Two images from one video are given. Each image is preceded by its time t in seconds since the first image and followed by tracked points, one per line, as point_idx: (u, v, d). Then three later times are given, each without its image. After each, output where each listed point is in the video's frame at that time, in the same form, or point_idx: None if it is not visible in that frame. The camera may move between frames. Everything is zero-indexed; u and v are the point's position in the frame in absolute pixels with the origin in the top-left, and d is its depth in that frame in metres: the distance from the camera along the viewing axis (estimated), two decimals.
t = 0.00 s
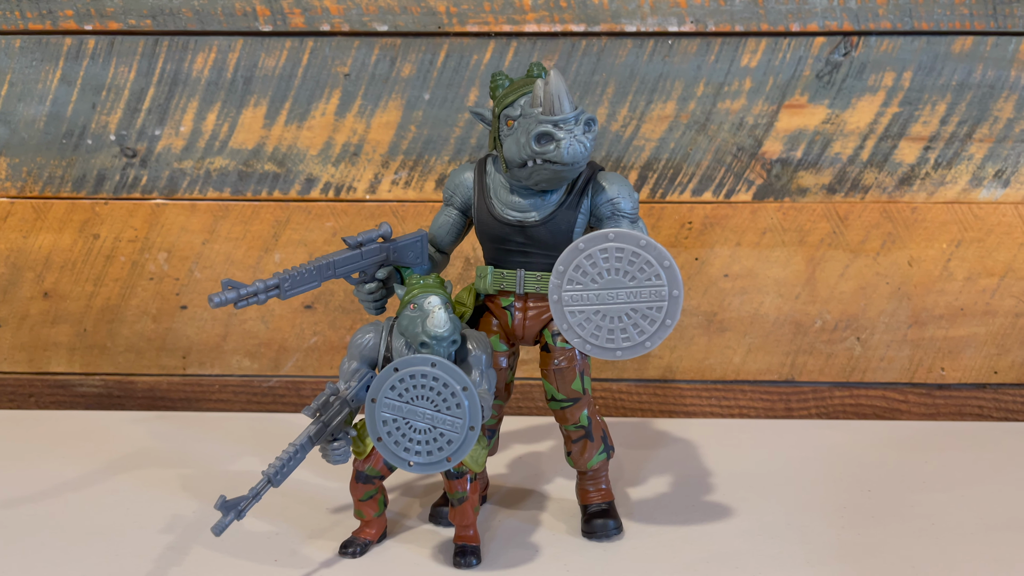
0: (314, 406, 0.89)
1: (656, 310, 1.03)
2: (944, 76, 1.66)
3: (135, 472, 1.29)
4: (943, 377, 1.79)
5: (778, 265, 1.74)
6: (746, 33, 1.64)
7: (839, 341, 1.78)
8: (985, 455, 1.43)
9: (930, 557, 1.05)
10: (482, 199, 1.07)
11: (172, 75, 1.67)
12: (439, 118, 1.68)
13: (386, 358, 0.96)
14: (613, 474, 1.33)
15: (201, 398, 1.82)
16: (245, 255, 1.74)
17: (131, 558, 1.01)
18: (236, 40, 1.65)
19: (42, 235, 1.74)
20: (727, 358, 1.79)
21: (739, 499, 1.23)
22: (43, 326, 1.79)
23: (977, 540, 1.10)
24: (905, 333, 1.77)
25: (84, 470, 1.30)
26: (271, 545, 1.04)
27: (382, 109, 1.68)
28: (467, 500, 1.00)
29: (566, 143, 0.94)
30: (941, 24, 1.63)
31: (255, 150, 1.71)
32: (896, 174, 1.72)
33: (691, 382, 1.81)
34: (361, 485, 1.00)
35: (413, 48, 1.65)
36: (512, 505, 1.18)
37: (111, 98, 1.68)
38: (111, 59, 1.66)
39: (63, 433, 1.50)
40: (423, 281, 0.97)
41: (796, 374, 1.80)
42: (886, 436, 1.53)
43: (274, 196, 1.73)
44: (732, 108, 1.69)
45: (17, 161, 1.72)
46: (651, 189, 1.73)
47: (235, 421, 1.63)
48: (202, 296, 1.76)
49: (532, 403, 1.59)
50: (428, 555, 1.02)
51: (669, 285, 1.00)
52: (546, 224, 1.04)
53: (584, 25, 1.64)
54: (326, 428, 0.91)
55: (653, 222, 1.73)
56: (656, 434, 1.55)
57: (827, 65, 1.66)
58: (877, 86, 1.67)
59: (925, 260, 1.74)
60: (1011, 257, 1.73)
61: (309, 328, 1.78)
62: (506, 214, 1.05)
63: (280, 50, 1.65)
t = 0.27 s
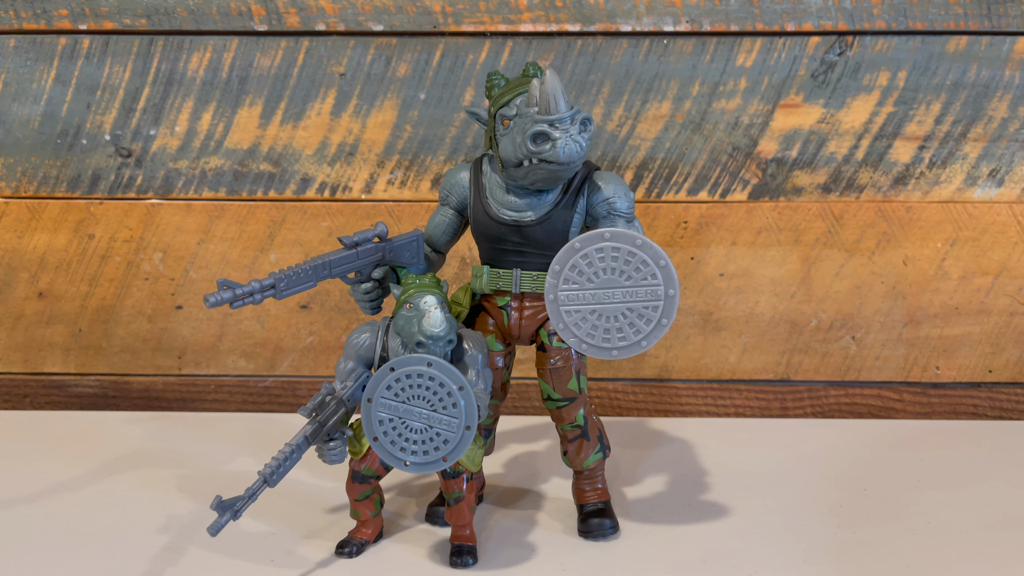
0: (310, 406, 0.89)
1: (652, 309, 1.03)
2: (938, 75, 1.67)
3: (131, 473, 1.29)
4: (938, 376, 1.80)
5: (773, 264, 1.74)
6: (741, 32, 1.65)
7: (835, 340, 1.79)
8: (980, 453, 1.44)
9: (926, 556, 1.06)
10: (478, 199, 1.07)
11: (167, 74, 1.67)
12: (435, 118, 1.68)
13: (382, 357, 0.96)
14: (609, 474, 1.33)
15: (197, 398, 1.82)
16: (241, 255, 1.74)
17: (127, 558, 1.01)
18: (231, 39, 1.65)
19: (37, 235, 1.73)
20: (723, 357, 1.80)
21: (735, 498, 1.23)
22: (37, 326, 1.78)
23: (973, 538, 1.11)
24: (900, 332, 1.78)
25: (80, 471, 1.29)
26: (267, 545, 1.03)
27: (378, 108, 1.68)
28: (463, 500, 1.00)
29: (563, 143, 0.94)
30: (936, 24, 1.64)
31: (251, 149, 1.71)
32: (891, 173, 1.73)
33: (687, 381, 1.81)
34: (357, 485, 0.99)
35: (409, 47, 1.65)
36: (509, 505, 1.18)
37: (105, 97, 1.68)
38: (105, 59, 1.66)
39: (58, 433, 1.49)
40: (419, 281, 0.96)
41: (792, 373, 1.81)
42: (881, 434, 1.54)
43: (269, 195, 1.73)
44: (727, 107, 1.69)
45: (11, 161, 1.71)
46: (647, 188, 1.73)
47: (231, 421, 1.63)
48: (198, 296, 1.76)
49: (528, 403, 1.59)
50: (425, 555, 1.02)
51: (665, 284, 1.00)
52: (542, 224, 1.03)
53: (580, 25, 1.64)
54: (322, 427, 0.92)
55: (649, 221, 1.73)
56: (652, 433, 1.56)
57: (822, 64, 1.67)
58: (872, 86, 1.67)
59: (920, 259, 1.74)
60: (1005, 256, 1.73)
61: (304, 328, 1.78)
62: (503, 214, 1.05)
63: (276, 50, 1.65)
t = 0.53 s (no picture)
0: (315, 407, 0.89)
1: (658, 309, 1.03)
2: (938, 75, 1.67)
3: (133, 474, 1.28)
4: (938, 375, 1.80)
5: (774, 264, 1.74)
6: (742, 32, 1.65)
7: (836, 340, 1.79)
8: (981, 451, 1.44)
9: (929, 555, 1.06)
10: (482, 198, 1.06)
11: (166, 73, 1.66)
12: (436, 117, 1.68)
13: (387, 358, 0.95)
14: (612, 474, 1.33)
15: (197, 399, 1.81)
16: (242, 255, 1.73)
17: (131, 560, 1.00)
18: (231, 39, 1.64)
19: (35, 236, 1.73)
20: (724, 357, 1.80)
21: (738, 498, 1.23)
22: (37, 327, 1.78)
23: (976, 537, 1.11)
24: (900, 332, 1.78)
25: (81, 472, 1.29)
26: (272, 547, 1.03)
27: (378, 108, 1.68)
28: (468, 500, 0.99)
29: (568, 143, 0.93)
30: (936, 23, 1.64)
31: (251, 149, 1.70)
32: (891, 173, 1.73)
33: (688, 381, 1.82)
34: (362, 486, 0.99)
35: (409, 46, 1.64)
36: (513, 505, 1.18)
37: (104, 97, 1.67)
38: (104, 58, 1.65)
39: (59, 434, 1.49)
40: (423, 281, 0.95)
41: (793, 372, 1.81)
42: (882, 433, 1.54)
43: (270, 195, 1.73)
44: (728, 106, 1.69)
45: (9, 161, 1.70)
46: (648, 188, 1.73)
47: (232, 421, 1.62)
48: (198, 296, 1.75)
49: (530, 403, 1.59)
50: (429, 556, 1.01)
51: (671, 283, 0.99)
52: (546, 224, 1.03)
53: (580, 24, 1.64)
54: (327, 429, 0.90)
55: (650, 221, 1.73)
56: (654, 433, 1.56)
57: (823, 63, 1.67)
58: (872, 85, 1.68)
59: (920, 258, 1.75)
60: (1005, 256, 1.74)
61: (305, 328, 1.77)
62: (507, 214, 1.04)
63: (276, 49, 1.65)
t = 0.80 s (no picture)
0: (325, 408, 0.88)
1: (669, 309, 1.02)
2: (941, 75, 1.67)
3: (137, 476, 1.27)
4: (940, 374, 1.81)
5: (777, 263, 1.74)
6: (745, 32, 1.65)
7: (838, 339, 1.79)
8: (985, 450, 1.44)
9: (938, 554, 1.05)
10: (491, 198, 1.05)
11: (167, 73, 1.65)
12: (439, 117, 1.68)
13: (395, 359, 0.95)
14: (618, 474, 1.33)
15: (198, 400, 1.80)
16: (243, 255, 1.73)
17: (138, 563, 1.00)
18: (233, 38, 1.64)
19: (35, 236, 1.71)
20: (727, 356, 1.80)
21: (745, 497, 1.23)
22: (36, 328, 1.76)
23: (984, 535, 1.11)
24: (903, 331, 1.79)
25: (84, 474, 1.28)
26: (280, 549, 1.02)
27: (381, 108, 1.67)
28: (478, 502, 0.99)
29: (580, 143, 0.93)
30: (938, 23, 1.64)
31: (253, 149, 1.69)
32: (894, 172, 1.73)
33: (691, 380, 1.82)
34: (371, 488, 0.98)
35: (412, 46, 1.64)
36: (520, 506, 1.18)
37: (105, 97, 1.66)
38: (105, 58, 1.64)
39: (60, 436, 1.48)
40: (433, 281, 0.95)
41: (795, 372, 1.81)
42: (886, 432, 1.54)
43: (272, 195, 1.72)
44: (731, 106, 1.69)
45: (9, 161, 1.69)
46: (651, 188, 1.73)
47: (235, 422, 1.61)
48: (200, 297, 1.75)
49: (534, 403, 1.59)
50: (439, 558, 1.01)
51: (683, 283, 0.99)
52: (555, 224, 1.03)
53: (584, 24, 1.63)
54: (336, 430, 0.90)
55: (653, 221, 1.73)
56: (658, 433, 1.55)
57: (825, 63, 1.67)
58: (875, 85, 1.68)
59: (923, 258, 1.75)
60: (1007, 255, 1.74)
61: (307, 329, 1.77)
62: (516, 214, 1.04)
63: (277, 49, 1.64)
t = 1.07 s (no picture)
0: (333, 410, 0.87)
1: (678, 309, 1.02)
2: (940, 75, 1.68)
3: (138, 478, 1.27)
4: (940, 373, 1.81)
5: (778, 263, 1.75)
6: (745, 32, 1.65)
7: (838, 338, 1.79)
8: (986, 448, 1.45)
9: (944, 553, 1.06)
10: (497, 199, 1.05)
11: (166, 73, 1.64)
12: (439, 117, 1.67)
13: (402, 361, 0.94)
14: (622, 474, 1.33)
15: (197, 402, 1.79)
16: (243, 256, 1.72)
17: (142, 566, 0.99)
18: (232, 38, 1.63)
19: (32, 237, 1.70)
20: (727, 356, 1.80)
21: (749, 497, 1.23)
22: (33, 330, 1.75)
23: (988, 533, 1.11)
24: (902, 330, 1.79)
25: (85, 477, 1.27)
26: (285, 551, 1.02)
27: (381, 108, 1.67)
28: (485, 503, 0.98)
29: (589, 143, 0.93)
30: (938, 23, 1.64)
31: (252, 149, 1.69)
32: (893, 172, 1.74)
33: (692, 380, 1.82)
34: (377, 490, 0.98)
35: (413, 46, 1.63)
36: (525, 507, 1.17)
37: (103, 96, 1.65)
38: (103, 57, 1.63)
39: (59, 438, 1.47)
40: (440, 282, 0.95)
41: (796, 371, 1.81)
42: (887, 431, 1.54)
43: (271, 196, 1.71)
44: (732, 106, 1.69)
45: (6, 162, 1.68)
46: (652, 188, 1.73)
47: (235, 424, 1.60)
48: (199, 298, 1.74)
49: (535, 403, 1.59)
50: (445, 559, 1.00)
51: (693, 284, 0.99)
52: (562, 224, 1.02)
53: (584, 24, 1.63)
54: (344, 432, 0.89)
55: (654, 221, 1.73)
56: (660, 433, 1.55)
57: (825, 64, 1.67)
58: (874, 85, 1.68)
59: (922, 257, 1.75)
60: (1006, 254, 1.75)
61: (307, 330, 1.76)
62: (522, 214, 1.03)
63: (277, 49, 1.63)
